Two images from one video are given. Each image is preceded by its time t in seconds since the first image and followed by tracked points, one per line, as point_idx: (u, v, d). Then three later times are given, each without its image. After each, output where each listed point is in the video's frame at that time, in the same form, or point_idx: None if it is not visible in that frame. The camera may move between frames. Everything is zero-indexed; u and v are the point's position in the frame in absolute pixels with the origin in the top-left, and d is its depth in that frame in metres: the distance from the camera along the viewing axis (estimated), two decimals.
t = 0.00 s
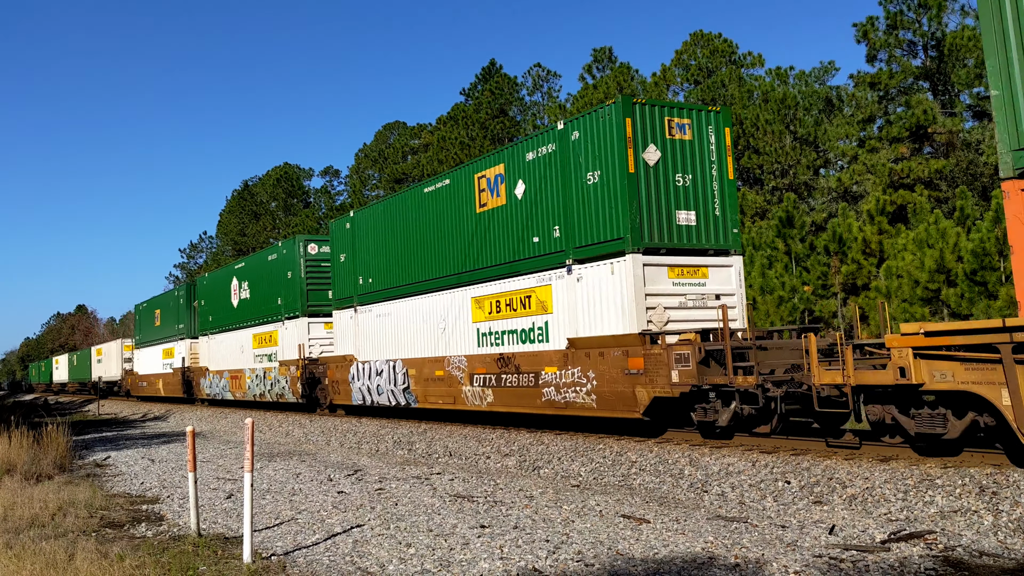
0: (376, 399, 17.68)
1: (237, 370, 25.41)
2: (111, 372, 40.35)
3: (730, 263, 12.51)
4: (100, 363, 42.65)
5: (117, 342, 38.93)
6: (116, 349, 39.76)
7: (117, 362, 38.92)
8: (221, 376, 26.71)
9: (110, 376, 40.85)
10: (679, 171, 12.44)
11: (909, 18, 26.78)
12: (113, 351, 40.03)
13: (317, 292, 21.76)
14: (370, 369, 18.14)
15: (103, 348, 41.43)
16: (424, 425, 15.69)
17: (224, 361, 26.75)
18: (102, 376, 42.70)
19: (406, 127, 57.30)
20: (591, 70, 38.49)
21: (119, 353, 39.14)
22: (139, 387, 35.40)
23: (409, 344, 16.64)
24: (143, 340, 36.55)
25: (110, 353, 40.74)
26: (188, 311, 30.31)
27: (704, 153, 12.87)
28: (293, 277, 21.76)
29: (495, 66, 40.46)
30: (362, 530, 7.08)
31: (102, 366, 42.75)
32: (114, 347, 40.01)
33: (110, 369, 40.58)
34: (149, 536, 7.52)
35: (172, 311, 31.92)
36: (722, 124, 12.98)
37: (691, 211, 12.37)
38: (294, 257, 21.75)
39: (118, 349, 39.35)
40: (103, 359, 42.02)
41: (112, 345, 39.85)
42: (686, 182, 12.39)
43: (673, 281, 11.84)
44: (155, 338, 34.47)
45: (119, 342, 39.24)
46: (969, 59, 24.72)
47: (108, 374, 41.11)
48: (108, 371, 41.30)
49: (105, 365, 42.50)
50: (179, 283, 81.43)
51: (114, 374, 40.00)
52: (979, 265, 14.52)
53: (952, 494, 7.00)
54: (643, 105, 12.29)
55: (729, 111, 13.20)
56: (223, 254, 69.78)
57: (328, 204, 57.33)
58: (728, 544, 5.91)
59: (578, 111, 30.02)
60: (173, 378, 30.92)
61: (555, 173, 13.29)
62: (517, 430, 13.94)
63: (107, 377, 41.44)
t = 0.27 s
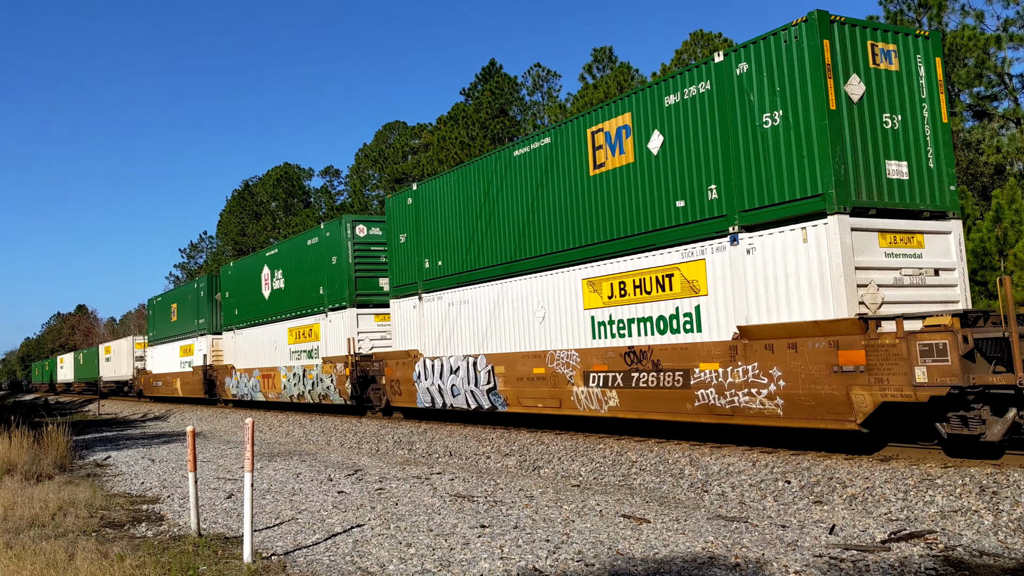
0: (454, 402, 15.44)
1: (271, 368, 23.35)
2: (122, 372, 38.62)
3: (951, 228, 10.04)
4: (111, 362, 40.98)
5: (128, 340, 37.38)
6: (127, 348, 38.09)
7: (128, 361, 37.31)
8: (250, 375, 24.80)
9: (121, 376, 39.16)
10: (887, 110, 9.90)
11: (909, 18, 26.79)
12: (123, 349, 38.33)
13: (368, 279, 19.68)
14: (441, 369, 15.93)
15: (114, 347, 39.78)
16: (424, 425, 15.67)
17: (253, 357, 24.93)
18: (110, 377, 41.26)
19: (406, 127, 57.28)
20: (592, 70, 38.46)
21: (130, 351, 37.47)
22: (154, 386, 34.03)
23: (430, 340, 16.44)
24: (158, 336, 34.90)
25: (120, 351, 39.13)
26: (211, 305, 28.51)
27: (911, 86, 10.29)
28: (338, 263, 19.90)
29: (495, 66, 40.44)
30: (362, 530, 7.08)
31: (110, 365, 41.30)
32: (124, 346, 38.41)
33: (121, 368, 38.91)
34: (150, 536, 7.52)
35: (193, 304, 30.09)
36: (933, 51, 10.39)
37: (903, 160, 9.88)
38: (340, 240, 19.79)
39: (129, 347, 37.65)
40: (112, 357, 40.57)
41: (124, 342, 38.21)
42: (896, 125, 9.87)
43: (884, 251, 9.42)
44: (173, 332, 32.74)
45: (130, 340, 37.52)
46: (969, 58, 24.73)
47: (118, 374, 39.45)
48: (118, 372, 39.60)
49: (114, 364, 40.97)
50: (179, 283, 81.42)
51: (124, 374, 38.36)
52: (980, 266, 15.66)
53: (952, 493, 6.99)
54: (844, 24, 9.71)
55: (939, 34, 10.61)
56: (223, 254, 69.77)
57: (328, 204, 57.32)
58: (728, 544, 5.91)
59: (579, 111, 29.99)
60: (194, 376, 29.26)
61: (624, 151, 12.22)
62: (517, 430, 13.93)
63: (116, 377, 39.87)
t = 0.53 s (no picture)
0: (559, 407, 12.69)
1: (310, 367, 21.05)
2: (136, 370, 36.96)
3: None
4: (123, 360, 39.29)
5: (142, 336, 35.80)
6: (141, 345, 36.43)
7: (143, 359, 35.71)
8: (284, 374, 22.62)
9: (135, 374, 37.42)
10: None
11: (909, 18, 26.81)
12: (139, 346, 36.65)
13: (432, 263, 17.27)
14: (539, 367, 13.21)
15: (128, 344, 38.05)
16: (425, 426, 15.65)
17: (286, 355, 22.77)
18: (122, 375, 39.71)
19: (406, 127, 57.29)
20: (592, 70, 38.47)
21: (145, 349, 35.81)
22: (170, 385, 32.48)
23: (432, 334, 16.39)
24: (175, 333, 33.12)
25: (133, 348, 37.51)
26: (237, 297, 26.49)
27: None
28: (396, 244, 17.51)
29: (495, 66, 40.46)
30: (362, 530, 7.07)
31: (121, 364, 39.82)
32: (139, 343, 36.80)
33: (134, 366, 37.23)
34: (150, 536, 7.52)
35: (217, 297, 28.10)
36: None
37: None
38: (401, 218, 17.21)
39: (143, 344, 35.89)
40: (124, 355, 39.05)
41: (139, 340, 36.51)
42: None
43: None
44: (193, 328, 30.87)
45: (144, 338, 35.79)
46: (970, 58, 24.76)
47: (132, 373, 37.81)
48: (131, 370, 37.94)
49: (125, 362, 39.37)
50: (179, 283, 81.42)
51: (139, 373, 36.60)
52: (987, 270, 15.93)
53: (952, 493, 6.99)
54: None
55: None
56: (223, 254, 69.79)
57: (328, 204, 57.31)
58: (728, 544, 5.91)
59: (579, 111, 29.98)
60: (217, 376, 27.26)
61: (637, 144, 11.85)
62: (517, 430, 13.92)
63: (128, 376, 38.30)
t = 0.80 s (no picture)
0: (722, 412, 10.01)
1: (363, 365, 18.80)
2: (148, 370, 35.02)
3: None
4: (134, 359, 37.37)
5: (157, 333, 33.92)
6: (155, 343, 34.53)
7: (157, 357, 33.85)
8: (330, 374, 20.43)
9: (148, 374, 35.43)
10: None
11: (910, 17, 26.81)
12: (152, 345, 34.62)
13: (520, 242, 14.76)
14: (689, 363, 10.48)
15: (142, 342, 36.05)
16: (425, 426, 15.64)
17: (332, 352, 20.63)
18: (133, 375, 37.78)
19: (406, 126, 57.25)
20: (592, 70, 38.45)
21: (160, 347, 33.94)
22: (187, 385, 30.36)
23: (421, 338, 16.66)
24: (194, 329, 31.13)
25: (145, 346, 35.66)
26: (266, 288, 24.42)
27: None
28: (475, 220, 15.09)
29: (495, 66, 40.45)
30: (363, 530, 7.08)
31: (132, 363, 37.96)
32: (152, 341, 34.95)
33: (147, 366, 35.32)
34: (150, 536, 7.51)
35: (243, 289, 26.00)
36: None
37: None
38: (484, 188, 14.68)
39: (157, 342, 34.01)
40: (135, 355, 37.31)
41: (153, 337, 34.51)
42: None
43: None
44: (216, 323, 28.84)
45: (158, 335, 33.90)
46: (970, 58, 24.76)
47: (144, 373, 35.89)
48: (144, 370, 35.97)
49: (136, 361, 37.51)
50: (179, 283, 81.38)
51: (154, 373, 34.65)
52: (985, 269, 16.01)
53: (953, 493, 6.99)
54: None
55: None
56: (223, 254, 69.78)
57: (328, 203, 57.32)
58: (729, 543, 5.91)
59: (579, 111, 29.97)
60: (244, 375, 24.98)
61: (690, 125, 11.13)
62: (518, 429, 13.91)
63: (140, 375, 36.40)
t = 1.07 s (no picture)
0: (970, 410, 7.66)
1: (430, 361, 16.24)
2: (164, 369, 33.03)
3: None
4: (149, 357, 35.40)
5: (173, 328, 32.06)
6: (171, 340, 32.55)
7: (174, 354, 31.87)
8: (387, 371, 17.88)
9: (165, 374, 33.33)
10: None
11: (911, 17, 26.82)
12: (170, 343, 32.59)
13: (647, 211, 12.31)
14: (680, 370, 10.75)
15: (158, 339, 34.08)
16: (425, 425, 15.64)
17: (389, 349, 18.08)
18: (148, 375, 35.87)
19: (406, 126, 57.24)
20: (592, 70, 38.45)
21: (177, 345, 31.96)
22: (209, 384, 28.22)
23: (422, 342, 16.78)
24: (216, 323, 29.06)
25: (160, 343, 33.74)
26: (304, 275, 22.16)
27: None
28: (587, 183, 12.63)
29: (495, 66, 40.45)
30: (363, 530, 7.08)
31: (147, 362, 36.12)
32: (167, 339, 33.02)
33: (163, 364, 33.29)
34: (150, 536, 7.51)
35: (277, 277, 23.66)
36: None
37: None
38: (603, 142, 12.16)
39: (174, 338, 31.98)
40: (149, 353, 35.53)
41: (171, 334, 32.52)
42: None
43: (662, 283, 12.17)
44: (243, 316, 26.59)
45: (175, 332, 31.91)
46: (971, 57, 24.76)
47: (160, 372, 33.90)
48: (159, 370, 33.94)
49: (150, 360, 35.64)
50: (179, 283, 81.34)
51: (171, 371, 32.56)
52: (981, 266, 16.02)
53: (953, 492, 6.99)
54: None
55: None
56: (223, 253, 69.76)
57: (328, 203, 57.32)
58: (729, 543, 5.92)
59: (579, 110, 29.95)
60: (276, 373, 22.72)
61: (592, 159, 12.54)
62: (518, 429, 13.92)
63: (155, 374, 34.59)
